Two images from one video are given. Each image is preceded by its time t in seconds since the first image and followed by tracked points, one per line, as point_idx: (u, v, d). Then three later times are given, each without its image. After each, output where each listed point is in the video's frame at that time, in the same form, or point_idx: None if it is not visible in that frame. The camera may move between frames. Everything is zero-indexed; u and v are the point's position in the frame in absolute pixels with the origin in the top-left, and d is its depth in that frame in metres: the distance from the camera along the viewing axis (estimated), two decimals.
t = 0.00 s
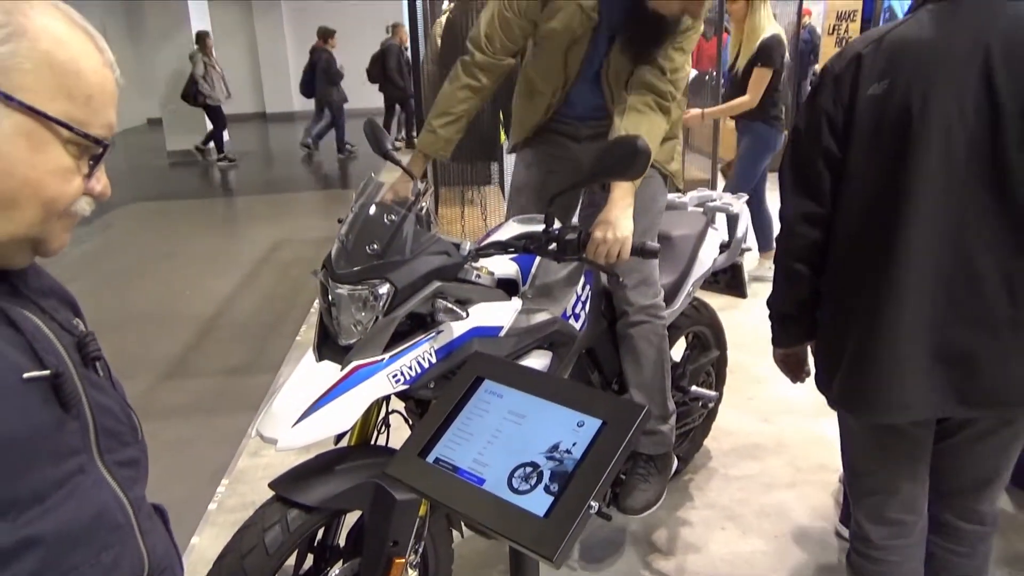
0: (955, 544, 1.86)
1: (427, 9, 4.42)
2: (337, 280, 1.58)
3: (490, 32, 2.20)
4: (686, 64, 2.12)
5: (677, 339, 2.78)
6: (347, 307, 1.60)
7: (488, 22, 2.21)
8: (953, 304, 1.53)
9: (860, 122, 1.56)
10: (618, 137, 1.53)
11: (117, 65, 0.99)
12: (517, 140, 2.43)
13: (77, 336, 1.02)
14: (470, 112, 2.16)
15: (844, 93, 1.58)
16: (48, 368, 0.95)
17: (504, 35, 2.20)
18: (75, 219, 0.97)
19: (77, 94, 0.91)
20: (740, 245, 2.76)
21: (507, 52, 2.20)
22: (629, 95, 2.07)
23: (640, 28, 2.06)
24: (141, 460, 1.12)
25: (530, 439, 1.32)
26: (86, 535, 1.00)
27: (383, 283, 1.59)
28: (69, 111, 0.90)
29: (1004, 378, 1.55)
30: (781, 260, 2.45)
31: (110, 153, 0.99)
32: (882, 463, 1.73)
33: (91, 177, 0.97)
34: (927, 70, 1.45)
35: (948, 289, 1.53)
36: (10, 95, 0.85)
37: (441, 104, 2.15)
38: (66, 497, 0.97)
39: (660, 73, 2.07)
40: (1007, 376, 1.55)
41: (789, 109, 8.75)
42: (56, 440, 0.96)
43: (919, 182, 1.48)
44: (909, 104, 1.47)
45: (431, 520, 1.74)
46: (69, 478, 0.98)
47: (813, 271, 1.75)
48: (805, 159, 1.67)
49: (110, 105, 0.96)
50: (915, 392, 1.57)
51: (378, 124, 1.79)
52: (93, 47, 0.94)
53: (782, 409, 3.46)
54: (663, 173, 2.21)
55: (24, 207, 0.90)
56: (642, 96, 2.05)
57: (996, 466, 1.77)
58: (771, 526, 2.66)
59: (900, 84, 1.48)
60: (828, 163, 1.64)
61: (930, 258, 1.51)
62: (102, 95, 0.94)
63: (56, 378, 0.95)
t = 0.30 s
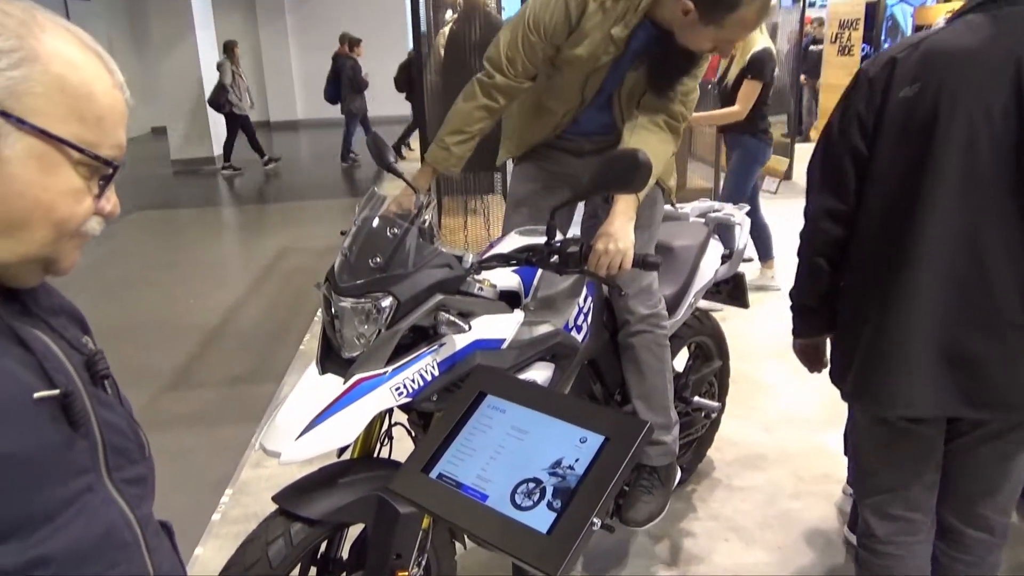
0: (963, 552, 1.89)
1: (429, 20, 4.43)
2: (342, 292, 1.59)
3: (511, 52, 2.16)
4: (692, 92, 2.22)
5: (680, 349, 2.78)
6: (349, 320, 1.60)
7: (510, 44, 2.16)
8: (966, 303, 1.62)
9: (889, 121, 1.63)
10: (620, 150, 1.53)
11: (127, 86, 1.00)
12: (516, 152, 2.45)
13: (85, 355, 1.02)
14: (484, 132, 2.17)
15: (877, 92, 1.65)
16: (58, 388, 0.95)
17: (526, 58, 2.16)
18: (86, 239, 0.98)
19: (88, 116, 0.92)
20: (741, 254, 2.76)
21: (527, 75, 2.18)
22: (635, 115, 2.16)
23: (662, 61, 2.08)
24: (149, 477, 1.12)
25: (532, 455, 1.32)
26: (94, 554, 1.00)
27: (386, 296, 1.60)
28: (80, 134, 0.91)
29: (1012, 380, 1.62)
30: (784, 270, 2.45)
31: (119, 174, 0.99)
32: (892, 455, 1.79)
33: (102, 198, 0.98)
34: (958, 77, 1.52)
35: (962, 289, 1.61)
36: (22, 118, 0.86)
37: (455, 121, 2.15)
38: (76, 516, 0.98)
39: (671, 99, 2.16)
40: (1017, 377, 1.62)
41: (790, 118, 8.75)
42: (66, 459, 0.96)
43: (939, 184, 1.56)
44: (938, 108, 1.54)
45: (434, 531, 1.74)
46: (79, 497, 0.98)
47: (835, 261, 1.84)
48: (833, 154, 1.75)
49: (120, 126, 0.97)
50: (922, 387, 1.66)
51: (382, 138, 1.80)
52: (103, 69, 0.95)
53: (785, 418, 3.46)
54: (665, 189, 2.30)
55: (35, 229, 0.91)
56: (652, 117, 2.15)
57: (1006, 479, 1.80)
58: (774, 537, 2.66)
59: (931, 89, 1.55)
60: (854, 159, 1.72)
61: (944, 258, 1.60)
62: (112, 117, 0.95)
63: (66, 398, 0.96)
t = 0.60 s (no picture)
0: (954, 568, 1.93)
1: (418, 39, 4.46)
2: (334, 314, 1.59)
3: (511, 79, 2.23)
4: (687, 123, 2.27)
5: (669, 366, 2.79)
6: (342, 341, 1.60)
7: (511, 70, 2.23)
8: (960, 304, 1.75)
9: (899, 135, 1.78)
10: (613, 172, 1.55)
11: (123, 106, 1.00)
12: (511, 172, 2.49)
13: (84, 384, 1.02)
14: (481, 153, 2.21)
15: (888, 105, 1.83)
16: (56, 418, 0.95)
17: (526, 85, 2.22)
18: (86, 263, 0.98)
19: (89, 142, 0.92)
20: (730, 272, 2.77)
21: (525, 101, 2.25)
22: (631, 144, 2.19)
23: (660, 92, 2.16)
24: (146, 505, 1.12)
25: (528, 478, 1.32)
26: None
27: (378, 317, 1.60)
28: (82, 160, 0.91)
29: (1001, 381, 1.73)
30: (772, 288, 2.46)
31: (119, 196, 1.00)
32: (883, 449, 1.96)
33: (102, 221, 0.98)
34: (966, 99, 1.66)
35: (955, 296, 1.75)
36: (25, 147, 0.86)
37: (453, 142, 2.18)
38: (73, 547, 0.96)
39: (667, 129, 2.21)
40: (1007, 380, 1.73)
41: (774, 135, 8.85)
42: (64, 490, 0.95)
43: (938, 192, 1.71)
44: (940, 121, 1.70)
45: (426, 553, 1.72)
46: (77, 528, 0.97)
47: (845, 260, 1.99)
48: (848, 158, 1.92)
49: (119, 149, 0.97)
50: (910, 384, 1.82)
51: (374, 159, 1.89)
52: (102, 93, 0.95)
53: (773, 434, 3.47)
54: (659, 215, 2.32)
55: (38, 256, 0.91)
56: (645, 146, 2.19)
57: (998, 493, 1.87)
58: (765, 555, 2.66)
59: (940, 108, 1.70)
60: (865, 164, 1.89)
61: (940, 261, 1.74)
62: (112, 140, 0.95)
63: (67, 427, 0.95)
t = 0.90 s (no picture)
0: None
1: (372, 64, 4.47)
2: (297, 339, 1.58)
3: (473, 107, 2.26)
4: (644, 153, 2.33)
5: (628, 388, 2.82)
6: (304, 367, 1.58)
7: (474, 100, 2.26)
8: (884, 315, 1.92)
9: (833, 158, 1.99)
10: (574, 199, 1.58)
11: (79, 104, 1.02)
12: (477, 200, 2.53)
13: (55, 417, 1.00)
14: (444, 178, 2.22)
15: (829, 134, 2.03)
16: (30, 453, 0.93)
17: (488, 115, 2.26)
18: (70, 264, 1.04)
19: (60, 157, 0.95)
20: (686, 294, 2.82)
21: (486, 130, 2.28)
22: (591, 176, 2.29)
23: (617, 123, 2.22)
24: (117, 541, 1.09)
25: (501, 501, 1.31)
26: None
27: (342, 343, 1.59)
28: (57, 176, 0.95)
29: (924, 389, 1.88)
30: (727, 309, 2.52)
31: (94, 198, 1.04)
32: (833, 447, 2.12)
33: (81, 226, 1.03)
34: (884, 123, 1.86)
35: (882, 304, 1.92)
36: (6, 177, 0.90)
37: (416, 167, 2.18)
38: None
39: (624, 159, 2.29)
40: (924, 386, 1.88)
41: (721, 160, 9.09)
42: (36, 528, 0.93)
43: (862, 211, 1.90)
44: (864, 148, 1.90)
45: None
46: (48, 568, 0.95)
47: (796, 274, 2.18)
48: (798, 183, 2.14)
49: (86, 153, 1.01)
50: (841, 383, 1.99)
51: (334, 184, 1.89)
52: (61, 102, 0.97)
53: (728, 453, 3.53)
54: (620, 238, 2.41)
55: (28, 274, 0.97)
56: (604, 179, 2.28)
57: (939, 498, 2.01)
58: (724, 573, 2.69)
59: (864, 133, 1.90)
60: (809, 188, 2.10)
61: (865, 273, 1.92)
62: (79, 147, 0.98)
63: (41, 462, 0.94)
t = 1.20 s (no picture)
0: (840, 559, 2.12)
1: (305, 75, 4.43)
2: (241, 351, 1.55)
3: (412, 136, 2.37)
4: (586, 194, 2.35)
5: (570, 392, 2.87)
6: (248, 380, 1.56)
7: (411, 129, 2.37)
8: (822, 306, 2.00)
9: (781, 155, 2.10)
10: (517, 207, 1.62)
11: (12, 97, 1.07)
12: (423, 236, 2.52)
13: (13, 435, 1.03)
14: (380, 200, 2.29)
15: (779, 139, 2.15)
16: None
17: (424, 142, 2.36)
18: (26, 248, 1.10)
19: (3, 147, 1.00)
20: (625, 299, 2.87)
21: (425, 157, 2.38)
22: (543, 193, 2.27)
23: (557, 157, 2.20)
24: (76, 560, 1.11)
25: (460, 503, 1.32)
26: None
27: (288, 353, 1.57)
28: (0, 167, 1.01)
29: (859, 372, 1.96)
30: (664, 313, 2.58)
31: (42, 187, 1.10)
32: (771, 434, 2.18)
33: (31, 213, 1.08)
34: (828, 121, 1.98)
35: (820, 291, 2.00)
36: None
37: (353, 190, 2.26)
38: None
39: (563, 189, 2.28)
40: (858, 373, 1.95)
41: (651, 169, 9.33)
42: None
43: (805, 206, 1.99)
44: (809, 148, 2.00)
45: None
46: None
47: (744, 269, 2.27)
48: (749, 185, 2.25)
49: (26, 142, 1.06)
50: (781, 365, 2.06)
51: (274, 194, 1.87)
52: None
53: (667, 454, 3.61)
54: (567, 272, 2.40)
55: None
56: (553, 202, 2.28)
57: (877, 488, 2.07)
58: (665, 570, 2.75)
59: (809, 129, 2.01)
60: (760, 188, 2.20)
61: (807, 265, 2.00)
62: (19, 138, 1.03)
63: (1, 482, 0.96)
